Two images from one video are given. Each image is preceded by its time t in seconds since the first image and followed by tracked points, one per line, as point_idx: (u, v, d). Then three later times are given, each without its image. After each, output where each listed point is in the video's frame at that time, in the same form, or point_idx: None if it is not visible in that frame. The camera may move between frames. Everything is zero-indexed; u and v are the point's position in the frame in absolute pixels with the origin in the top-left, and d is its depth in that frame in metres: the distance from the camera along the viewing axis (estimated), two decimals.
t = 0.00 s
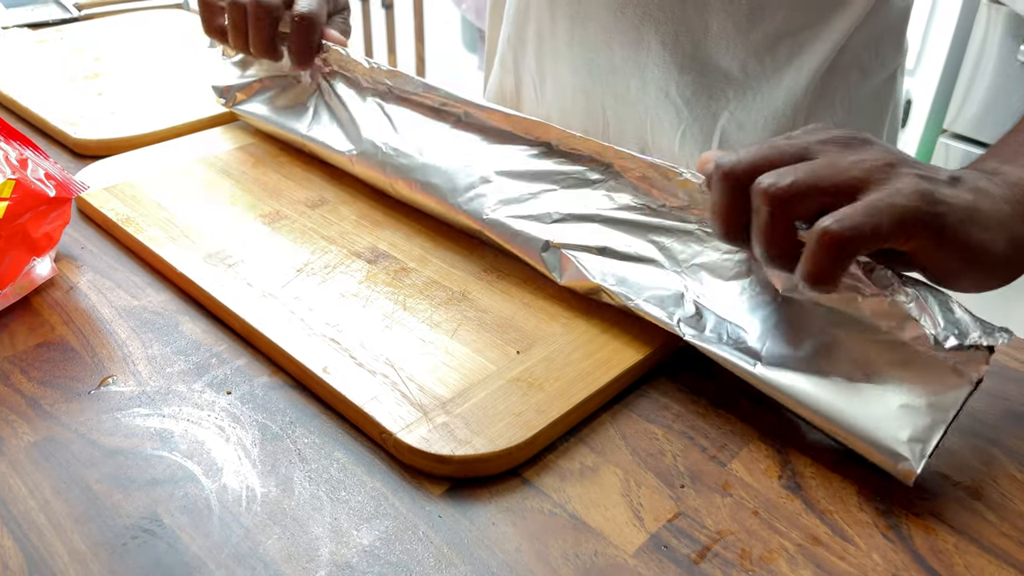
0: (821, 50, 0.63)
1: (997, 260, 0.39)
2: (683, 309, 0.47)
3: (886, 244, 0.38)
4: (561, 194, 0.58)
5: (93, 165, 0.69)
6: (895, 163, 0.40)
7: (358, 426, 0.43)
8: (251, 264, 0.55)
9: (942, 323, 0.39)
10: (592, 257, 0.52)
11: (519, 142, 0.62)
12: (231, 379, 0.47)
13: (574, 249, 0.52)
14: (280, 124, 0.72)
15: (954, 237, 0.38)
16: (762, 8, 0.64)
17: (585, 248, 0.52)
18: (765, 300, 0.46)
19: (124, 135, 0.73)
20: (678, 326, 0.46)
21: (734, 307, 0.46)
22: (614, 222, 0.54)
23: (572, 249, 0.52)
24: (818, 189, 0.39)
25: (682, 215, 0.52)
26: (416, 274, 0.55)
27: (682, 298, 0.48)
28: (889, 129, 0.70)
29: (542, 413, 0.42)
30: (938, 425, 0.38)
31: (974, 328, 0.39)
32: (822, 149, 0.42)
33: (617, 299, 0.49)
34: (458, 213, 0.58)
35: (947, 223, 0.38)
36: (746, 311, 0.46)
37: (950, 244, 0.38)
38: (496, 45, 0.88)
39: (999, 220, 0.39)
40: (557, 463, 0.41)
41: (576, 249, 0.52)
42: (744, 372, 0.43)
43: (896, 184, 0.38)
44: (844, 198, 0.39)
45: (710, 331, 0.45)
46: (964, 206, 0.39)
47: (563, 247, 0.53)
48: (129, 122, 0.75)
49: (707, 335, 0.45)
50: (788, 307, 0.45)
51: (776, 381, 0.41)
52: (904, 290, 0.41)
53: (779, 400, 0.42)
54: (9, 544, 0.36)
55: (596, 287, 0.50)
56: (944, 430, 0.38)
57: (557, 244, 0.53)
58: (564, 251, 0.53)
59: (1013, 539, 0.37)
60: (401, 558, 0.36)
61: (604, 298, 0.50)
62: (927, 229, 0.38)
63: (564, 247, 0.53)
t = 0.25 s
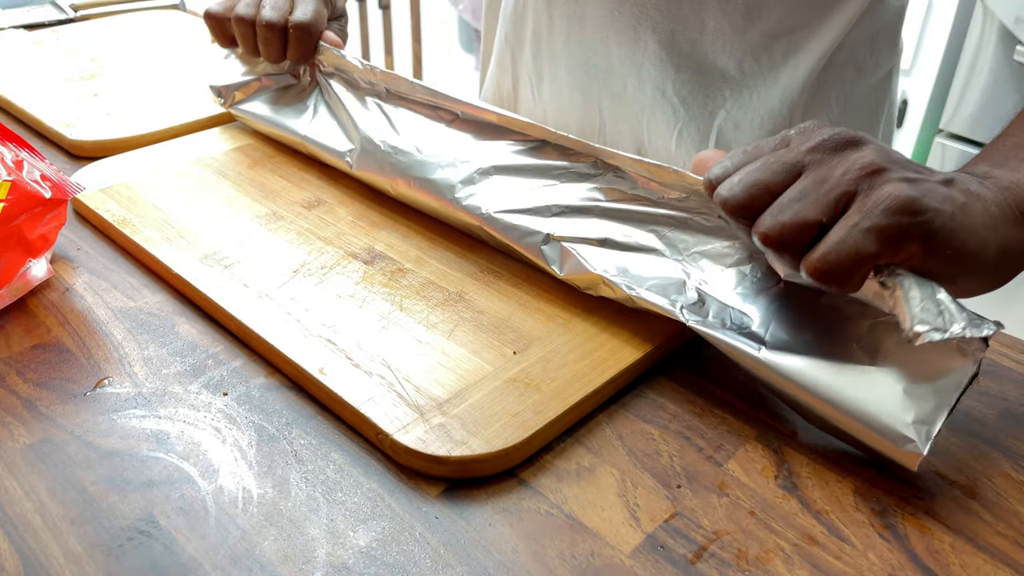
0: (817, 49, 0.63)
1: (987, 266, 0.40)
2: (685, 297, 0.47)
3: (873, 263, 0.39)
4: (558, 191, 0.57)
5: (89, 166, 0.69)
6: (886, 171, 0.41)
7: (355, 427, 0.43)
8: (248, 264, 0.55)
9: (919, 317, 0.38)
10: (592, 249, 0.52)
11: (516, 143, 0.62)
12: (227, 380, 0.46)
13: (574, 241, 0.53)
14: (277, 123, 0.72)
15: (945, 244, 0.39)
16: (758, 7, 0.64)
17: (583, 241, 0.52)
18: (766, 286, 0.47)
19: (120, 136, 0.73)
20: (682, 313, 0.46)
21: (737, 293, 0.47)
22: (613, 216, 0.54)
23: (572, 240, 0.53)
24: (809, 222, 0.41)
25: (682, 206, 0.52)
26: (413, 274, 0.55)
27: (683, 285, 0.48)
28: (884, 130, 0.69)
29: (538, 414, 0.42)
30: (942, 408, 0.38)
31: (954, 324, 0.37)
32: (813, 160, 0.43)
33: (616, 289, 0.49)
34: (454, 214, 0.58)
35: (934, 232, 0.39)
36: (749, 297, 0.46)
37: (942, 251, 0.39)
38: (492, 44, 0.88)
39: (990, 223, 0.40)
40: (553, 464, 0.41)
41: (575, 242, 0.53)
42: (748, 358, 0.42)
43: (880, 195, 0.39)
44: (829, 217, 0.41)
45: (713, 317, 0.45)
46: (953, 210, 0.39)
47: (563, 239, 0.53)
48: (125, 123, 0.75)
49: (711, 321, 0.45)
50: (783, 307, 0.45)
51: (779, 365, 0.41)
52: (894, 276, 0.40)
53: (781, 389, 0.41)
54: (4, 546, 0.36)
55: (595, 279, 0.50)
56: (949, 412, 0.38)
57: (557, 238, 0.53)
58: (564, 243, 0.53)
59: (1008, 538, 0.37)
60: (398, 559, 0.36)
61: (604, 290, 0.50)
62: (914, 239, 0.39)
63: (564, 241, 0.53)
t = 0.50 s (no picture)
0: (817, 47, 0.63)
1: None
2: (679, 309, 0.47)
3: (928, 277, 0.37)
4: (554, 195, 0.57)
5: (88, 167, 0.69)
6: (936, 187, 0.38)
7: (355, 428, 0.43)
8: (248, 265, 0.55)
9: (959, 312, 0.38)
10: (586, 259, 0.52)
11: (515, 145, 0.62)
12: (227, 381, 0.46)
13: (569, 251, 0.53)
14: (273, 126, 0.72)
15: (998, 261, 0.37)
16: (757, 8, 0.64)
17: (578, 251, 0.53)
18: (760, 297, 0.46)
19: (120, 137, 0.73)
20: (675, 328, 0.46)
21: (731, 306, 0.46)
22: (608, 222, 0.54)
23: (567, 251, 0.53)
24: (857, 227, 0.37)
25: (673, 213, 0.52)
26: (413, 275, 0.55)
27: (677, 298, 0.48)
28: (883, 131, 0.68)
29: (538, 414, 0.42)
30: (935, 419, 0.38)
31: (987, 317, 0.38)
32: (857, 171, 0.40)
33: (613, 301, 0.49)
34: (453, 216, 0.58)
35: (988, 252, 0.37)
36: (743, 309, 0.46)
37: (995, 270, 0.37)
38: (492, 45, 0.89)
39: None
40: (553, 464, 0.41)
41: (570, 251, 0.53)
42: (741, 371, 0.42)
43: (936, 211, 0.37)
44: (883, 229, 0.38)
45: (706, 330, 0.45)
46: (1005, 226, 0.37)
47: (557, 249, 0.53)
48: (125, 124, 0.75)
49: (704, 335, 0.45)
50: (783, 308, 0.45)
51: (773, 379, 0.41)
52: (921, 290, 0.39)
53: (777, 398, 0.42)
54: (4, 547, 0.36)
55: (591, 289, 0.50)
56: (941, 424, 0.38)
57: (551, 247, 0.53)
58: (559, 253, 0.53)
59: (1008, 539, 0.37)
60: (398, 560, 0.36)
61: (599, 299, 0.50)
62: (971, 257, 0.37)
63: (559, 250, 0.53)
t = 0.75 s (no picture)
0: (819, 49, 0.63)
1: None
2: (681, 312, 0.47)
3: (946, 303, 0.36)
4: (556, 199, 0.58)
5: (91, 169, 0.69)
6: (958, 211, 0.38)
7: (357, 429, 0.43)
8: (250, 267, 0.56)
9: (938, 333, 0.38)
10: (588, 261, 0.52)
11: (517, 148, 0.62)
12: (230, 383, 0.47)
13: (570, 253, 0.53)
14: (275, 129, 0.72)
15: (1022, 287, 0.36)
16: (758, 9, 0.64)
17: (580, 253, 0.53)
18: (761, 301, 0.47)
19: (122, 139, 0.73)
20: (678, 330, 0.46)
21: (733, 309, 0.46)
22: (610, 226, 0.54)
23: (568, 253, 0.53)
24: (873, 246, 0.37)
25: (676, 218, 0.52)
26: (415, 277, 0.55)
27: (678, 300, 0.48)
28: (885, 132, 0.68)
29: (540, 416, 0.42)
30: (935, 425, 0.38)
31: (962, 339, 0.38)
32: (875, 193, 0.40)
33: (615, 303, 0.49)
34: (455, 219, 0.58)
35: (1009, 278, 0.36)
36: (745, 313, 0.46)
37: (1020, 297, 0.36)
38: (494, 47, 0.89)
39: None
40: (555, 466, 0.41)
41: (572, 254, 0.53)
42: (744, 373, 0.42)
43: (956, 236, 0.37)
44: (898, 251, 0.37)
45: (709, 332, 0.45)
46: None
47: (559, 251, 0.53)
48: (127, 126, 0.76)
49: (706, 337, 0.45)
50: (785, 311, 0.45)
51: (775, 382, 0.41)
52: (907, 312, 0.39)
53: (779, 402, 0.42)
54: (7, 549, 0.36)
55: (594, 291, 0.50)
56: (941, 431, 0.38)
57: (553, 250, 0.53)
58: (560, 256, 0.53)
59: (1011, 541, 0.37)
60: (400, 561, 0.36)
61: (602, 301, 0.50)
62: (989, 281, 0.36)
63: (561, 252, 0.53)
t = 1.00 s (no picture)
0: (821, 52, 0.63)
1: None
2: (684, 311, 0.47)
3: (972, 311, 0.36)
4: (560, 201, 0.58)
5: (93, 169, 0.69)
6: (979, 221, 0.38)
7: (359, 431, 0.43)
8: (252, 268, 0.56)
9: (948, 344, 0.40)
10: (591, 262, 0.52)
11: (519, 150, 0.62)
12: (231, 384, 0.47)
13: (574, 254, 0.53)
14: (277, 128, 0.72)
15: None
16: (760, 12, 0.64)
17: (583, 253, 0.53)
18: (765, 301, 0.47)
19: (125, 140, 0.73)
20: (682, 328, 0.46)
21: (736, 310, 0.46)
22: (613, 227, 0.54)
23: (571, 253, 0.53)
24: (895, 260, 0.37)
25: (679, 221, 0.53)
26: (417, 278, 0.55)
27: (682, 300, 0.48)
28: (887, 131, 0.67)
29: (542, 418, 0.42)
30: (936, 429, 0.38)
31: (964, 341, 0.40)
32: (892, 207, 0.40)
33: (617, 303, 0.49)
34: (457, 220, 0.58)
35: None
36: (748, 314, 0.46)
37: None
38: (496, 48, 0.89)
39: None
40: (557, 468, 0.41)
41: (575, 254, 0.53)
42: (748, 372, 0.42)
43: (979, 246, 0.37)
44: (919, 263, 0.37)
45: (712, 331, 0.45)
46: None
47: (562, 252, 0.53)
48: (130, 127, 0.76)
49: (710, 336, 0.45)
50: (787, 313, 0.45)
51: (777, 382, 0.41)
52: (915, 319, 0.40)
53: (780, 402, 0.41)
54: (9, 549, 0.36)
55: (597, 291, 0.50)
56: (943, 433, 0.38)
57: (557, 250, 0.53)
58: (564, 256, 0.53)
59: (1012, 543, 0.37)
60: (402, 563, 0.36)
61: (604, 301, 0.50)
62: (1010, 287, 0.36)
63: (564, 253, 0.53)
